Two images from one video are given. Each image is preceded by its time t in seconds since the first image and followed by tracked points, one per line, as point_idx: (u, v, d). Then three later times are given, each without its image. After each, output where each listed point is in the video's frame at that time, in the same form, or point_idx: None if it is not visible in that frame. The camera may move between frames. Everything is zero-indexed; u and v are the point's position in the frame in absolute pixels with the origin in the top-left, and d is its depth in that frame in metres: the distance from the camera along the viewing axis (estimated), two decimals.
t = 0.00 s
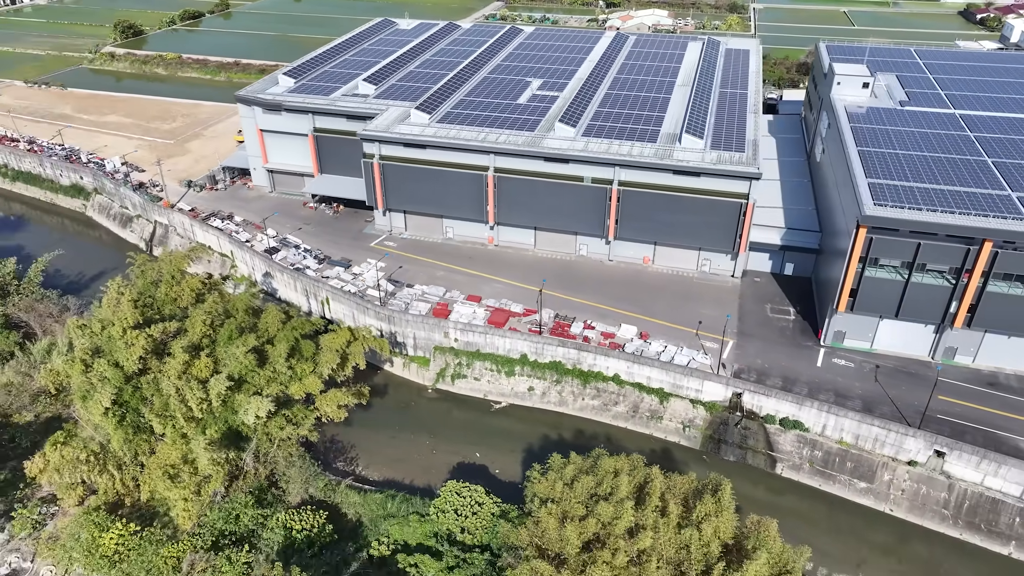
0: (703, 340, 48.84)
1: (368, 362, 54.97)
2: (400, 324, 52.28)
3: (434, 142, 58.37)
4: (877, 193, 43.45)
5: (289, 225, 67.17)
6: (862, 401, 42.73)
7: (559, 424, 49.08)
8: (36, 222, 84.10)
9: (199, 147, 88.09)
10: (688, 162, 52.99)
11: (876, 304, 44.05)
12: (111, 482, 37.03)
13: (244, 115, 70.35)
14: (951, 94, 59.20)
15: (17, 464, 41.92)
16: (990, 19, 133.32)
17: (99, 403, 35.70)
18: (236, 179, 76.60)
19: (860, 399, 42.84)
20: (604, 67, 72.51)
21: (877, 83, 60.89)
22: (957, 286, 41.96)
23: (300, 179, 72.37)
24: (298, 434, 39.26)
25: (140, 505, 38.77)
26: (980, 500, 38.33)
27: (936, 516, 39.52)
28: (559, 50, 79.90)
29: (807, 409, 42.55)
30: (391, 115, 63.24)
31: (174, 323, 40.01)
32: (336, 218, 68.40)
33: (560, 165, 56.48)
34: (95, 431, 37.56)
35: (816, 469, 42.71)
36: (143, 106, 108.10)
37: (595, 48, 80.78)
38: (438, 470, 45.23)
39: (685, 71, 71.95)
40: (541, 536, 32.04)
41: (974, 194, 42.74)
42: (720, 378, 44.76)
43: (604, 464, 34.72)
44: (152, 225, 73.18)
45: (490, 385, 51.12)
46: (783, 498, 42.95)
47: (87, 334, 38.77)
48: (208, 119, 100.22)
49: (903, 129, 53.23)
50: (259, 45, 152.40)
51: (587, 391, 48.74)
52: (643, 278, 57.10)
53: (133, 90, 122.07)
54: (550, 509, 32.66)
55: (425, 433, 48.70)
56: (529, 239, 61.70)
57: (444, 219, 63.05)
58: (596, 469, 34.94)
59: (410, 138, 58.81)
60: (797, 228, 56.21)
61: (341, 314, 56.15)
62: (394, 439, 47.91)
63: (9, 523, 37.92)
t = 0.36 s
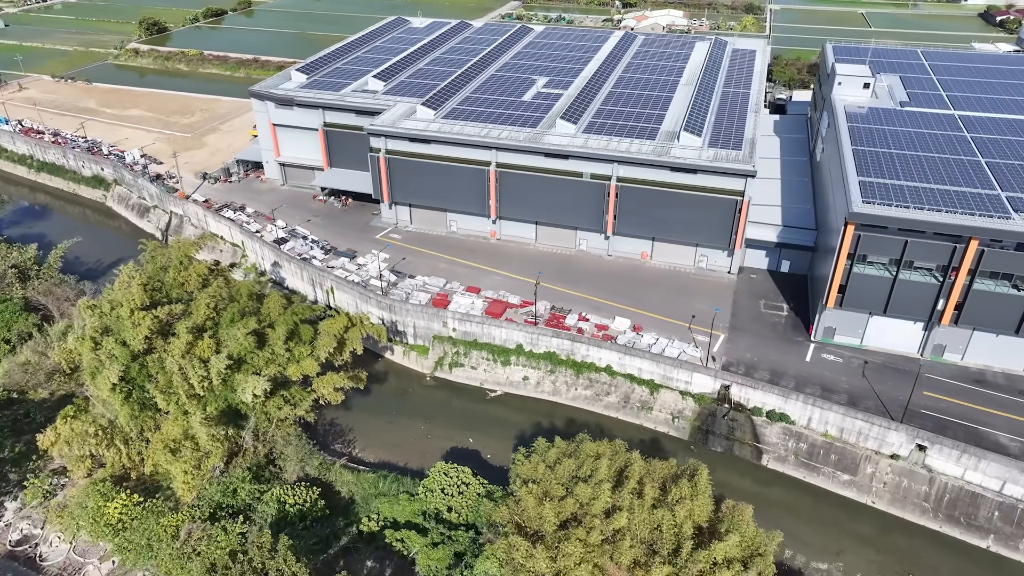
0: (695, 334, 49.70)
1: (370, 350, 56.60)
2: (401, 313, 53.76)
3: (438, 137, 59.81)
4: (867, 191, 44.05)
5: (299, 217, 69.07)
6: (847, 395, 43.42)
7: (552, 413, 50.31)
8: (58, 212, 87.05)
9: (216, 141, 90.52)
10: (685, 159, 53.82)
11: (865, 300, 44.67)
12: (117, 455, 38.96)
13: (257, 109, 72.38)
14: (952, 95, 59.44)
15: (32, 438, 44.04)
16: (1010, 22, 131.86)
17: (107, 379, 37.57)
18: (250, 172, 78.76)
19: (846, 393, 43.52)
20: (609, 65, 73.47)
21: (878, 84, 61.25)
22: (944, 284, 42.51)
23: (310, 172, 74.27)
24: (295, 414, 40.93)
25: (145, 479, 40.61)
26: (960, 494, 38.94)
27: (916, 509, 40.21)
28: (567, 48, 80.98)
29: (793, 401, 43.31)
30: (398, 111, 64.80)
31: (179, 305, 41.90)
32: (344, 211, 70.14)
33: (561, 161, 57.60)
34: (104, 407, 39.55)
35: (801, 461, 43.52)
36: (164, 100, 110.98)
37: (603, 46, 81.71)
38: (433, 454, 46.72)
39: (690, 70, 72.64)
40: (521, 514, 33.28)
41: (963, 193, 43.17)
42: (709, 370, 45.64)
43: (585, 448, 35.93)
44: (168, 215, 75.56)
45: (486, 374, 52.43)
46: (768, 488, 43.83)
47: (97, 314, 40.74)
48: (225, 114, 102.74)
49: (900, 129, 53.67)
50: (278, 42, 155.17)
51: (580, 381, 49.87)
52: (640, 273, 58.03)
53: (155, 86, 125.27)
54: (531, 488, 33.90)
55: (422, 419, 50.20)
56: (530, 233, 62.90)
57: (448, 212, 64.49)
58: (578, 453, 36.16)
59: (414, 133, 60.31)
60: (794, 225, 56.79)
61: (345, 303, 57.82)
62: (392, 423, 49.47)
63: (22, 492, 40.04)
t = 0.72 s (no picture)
0: (681, 326, 50.75)
1: (366, 339, 58.20)
2: (396, 303, 55.27)
3: (435, 132, 61.23)
4: (849, 188, 44.90)
5: (301, 210, 70.90)
6: (826, 386, 44.36)
7: (540, 402, 51.67)
8: (73, 203, 89.68)
9: (225, 136, 92.73)
10: (675, 156, 54.83)
11: (845, 295, 45.58)
12: (117, 432, 40.80)
13: (263, 105, 74.27)
14: (944, 96, 59.93)
15: (39, 416, 46.08)
16: (1019, 23, 131.07)
17: (108, 359, 39.26)
18: (256, 166, 80.77)
19: (825, 385, 44.43)
20: (608, 64, 74.56)
21: (871, 84, 61.76)
22: (922, 279, 43.32)
23: (315, 167, 76.10)
24: (288, 396, 42.54)
25: (144, 457, 42.33)
26: (932, 484, 39.77)
27: (890, 498, 41.16)
28: (568, 47, 82.08)
29: (772, 392, 44.28)
30: (398, 107, 66.33)
31: (179, 290, 43.72)
32: (345, 204, 71.85)
33: (554, 157, 58.75)
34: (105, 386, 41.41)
35: (779, 450, 44.59)
36: (176, 97, 113.49)
37: (603, 45, 82.76)
38: (422, 439, 48.25)
39: (688, 69, 73.51)
40: (497, 492, 34.53)
41: (943, 191, 43.85)
42: (691, 361, 46.71)
43: (562, 431, 37.22)
44: (177, 207, 77.71)
45: (478, 362, 53.81)
46: (746, 477, 44.87)
47: (100, 298, 42.48)
48: (236, 110, 105.03)
49: (888, 128, 54.34)
50: (290, 41, 157.52)
51: (568, 370, 51.11)
52: (631, 267, 59.15)
53: (169, 82, 128.04)
54: (508, 468, 35.16)
55: (414, 406, 51.74)
56: (526, 228, 64.20)
57: (446, 207, 65.97)
58: (556, 435, 37.42)
59: (413, 129, 61.79)
60: (784, 222, 57.66)
61: (343, 293, 59.44)
62: (385, 409, 51.06)
63: (28, 466, 42.03)
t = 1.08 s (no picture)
0: (664, 318, 51.91)
1: (361, 328, 59.77)
2: (388, 294, 56.76)
3: (430, 128, 62.68)
4: (827, 184, 45.86)
5: (301, 203, 72.66)
6: (802, 377, 45.40)
7: (527, 390, 53.05)
8: (82, 196, 92.06)
9: (230, 131, 94.77)
10: (662, 152, 55.96)
11: (823, 289, 46.58)
12: (116, 412, 42.58)
13: (266, 101, 76.11)
14: (932, 95, 60.59)
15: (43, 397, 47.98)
16: None
17: (106, 341, 40.95)
18: (260, 161, 82.68)
19: (802, 376, 45.48)
20: (603, 62, 75.74)
21: (860, 83, 62.52)
22: (897, 273, 44.29)
23: (315, 161, 77.86)
24: (278, 379, 44.19)
25: (141, 436, 44.13)
26: (901, 472, 40.74)
27: (861, 486, 42.15)
28: (565, 45, 83.30)
29: (749, 382, 45.31)
30: (395, 103, 67.84)
31: (176, 277, 45.39)
32: (344, 198, 73.52)
33: (545, 153, 59.99)
34: (104, 368, 43.15)
35: (756, 439, 45.71)
36: (185, 93, 115.78)
37: (600, 44, 83.89)
38: (410, 424, 49.74)
39: (682, 67, 74.52)
40: (473, 470, 35.94)
41: (919, 187, 44.75)
42: (672, 351, 47.85)
43: (539, 415, 38.51)
44: (182, 200, 79.75)
45: (467, 352, 55.24)
46: (723, 466, 45.96)
47: (101, 283, 44.18)
48: (242, 106, 107.12)
49: (873, 126, 55.16)
50: (298, 39, 159.58)
51: (553, 360, 52.39)
52: (619, 261, 60.36)
53: (179, 79, 130.47)
54: (485, 449, 36.49)
55: (404, 393, 53.24)
56: (518, 222, 65.53)
57: (441, 201, 67.41)
58: (533, 419, 38.70)
59: (408, 125, 63.28)
60: (769, 219, 58.66)
61: (338, 284, 61.04)
62: (375, 395, 52.59)
63: (30, 444, 43.89)
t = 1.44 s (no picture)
0: (650, 311, 53.03)
1: (356, 318, 61.35)
2: (382, 285, 58.20)
3: (426, 124, 64.09)
4: (808, 180, 46.82)
5: (302, 197, 74.36)
6: (781, 369, 46.42)
7: (515, 380, 54.38)
8: (92, 189, 94.32)
9: (236, 127, 96.73)
10: (650, 149, 57.08)
11: (803, 283, 47.60)
12: (116, 393, 44.41)
13: (270, 97, 77.88)
14: (920, 96, 61.22)
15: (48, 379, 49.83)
16: None
17: (106, 324, 42.64)
18: (264, 156, 84.51)
19: (780, 367, 46.49)
20: (600, 61, 76.84)
21: (850, 83, 63.24)
22: (875, 268, 45.22)
23: (317, 157, 79.54)
24: (271, 364, 45.86)
25: (139, 417, 45.90)
26: (874, 461, 41.69)
27: (835, 474, 43.13)
28: (564, 44, 84.50)
29: (729, 372, 46.33)
30: (394, 100, 69.33)
31: (174, 264, 46.94)
32: (344, 192, 75.14)
33: (537, 149, 61.24)
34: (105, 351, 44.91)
35: (735, 429, 46.80)
36: (194, 90, 118.02)
37: (599, 43, 84.98)
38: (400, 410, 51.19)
39: (677, 66, 75.45)
40: (453, 452, 37.32)
41: (898, 184, 45.60)
42: (655, 343, 48.97)
43: (519, 400, 39.78)
44: (187, 193, 81.68)
45: (458, 342, 56.65)
46: (703, 454, 47.07)
47: (102, 269, 45.87)
48: (249, 102, 109.12)
49: (859, 125, 55.97)
50: (307, 37, 161.66)
51: (541, 350, 53.66)
52: (609, 256, 61.52)
53: (189, 76, 132.77)
54: (465, 432, 37.85)
55: (395, 380, 54.72)
56: (512, 217, 66.84)
57: (437, 195, 68.84)
58: (513, 404, 40.01)
59: (405, 121, 64.76)
60: (757, 215, 59.61)
61: (335, 275, 62.59)
62: (367, 382, 54.11)
63: (34, 423, 45.72)
